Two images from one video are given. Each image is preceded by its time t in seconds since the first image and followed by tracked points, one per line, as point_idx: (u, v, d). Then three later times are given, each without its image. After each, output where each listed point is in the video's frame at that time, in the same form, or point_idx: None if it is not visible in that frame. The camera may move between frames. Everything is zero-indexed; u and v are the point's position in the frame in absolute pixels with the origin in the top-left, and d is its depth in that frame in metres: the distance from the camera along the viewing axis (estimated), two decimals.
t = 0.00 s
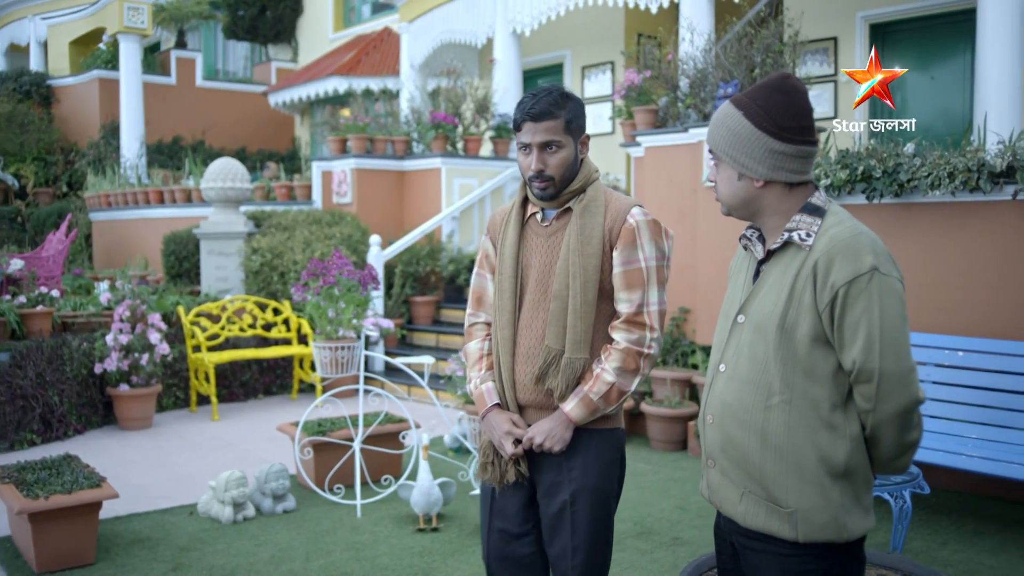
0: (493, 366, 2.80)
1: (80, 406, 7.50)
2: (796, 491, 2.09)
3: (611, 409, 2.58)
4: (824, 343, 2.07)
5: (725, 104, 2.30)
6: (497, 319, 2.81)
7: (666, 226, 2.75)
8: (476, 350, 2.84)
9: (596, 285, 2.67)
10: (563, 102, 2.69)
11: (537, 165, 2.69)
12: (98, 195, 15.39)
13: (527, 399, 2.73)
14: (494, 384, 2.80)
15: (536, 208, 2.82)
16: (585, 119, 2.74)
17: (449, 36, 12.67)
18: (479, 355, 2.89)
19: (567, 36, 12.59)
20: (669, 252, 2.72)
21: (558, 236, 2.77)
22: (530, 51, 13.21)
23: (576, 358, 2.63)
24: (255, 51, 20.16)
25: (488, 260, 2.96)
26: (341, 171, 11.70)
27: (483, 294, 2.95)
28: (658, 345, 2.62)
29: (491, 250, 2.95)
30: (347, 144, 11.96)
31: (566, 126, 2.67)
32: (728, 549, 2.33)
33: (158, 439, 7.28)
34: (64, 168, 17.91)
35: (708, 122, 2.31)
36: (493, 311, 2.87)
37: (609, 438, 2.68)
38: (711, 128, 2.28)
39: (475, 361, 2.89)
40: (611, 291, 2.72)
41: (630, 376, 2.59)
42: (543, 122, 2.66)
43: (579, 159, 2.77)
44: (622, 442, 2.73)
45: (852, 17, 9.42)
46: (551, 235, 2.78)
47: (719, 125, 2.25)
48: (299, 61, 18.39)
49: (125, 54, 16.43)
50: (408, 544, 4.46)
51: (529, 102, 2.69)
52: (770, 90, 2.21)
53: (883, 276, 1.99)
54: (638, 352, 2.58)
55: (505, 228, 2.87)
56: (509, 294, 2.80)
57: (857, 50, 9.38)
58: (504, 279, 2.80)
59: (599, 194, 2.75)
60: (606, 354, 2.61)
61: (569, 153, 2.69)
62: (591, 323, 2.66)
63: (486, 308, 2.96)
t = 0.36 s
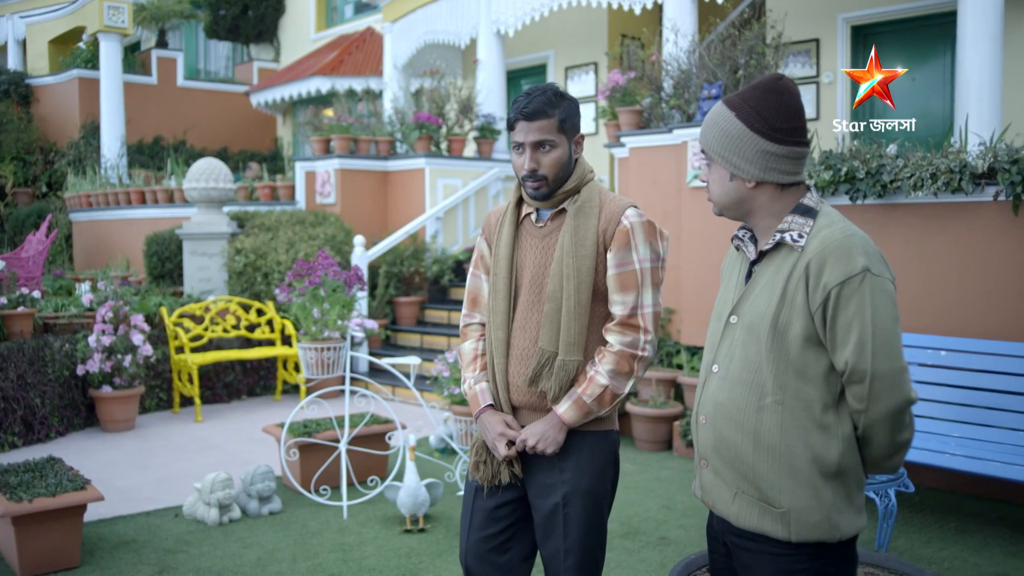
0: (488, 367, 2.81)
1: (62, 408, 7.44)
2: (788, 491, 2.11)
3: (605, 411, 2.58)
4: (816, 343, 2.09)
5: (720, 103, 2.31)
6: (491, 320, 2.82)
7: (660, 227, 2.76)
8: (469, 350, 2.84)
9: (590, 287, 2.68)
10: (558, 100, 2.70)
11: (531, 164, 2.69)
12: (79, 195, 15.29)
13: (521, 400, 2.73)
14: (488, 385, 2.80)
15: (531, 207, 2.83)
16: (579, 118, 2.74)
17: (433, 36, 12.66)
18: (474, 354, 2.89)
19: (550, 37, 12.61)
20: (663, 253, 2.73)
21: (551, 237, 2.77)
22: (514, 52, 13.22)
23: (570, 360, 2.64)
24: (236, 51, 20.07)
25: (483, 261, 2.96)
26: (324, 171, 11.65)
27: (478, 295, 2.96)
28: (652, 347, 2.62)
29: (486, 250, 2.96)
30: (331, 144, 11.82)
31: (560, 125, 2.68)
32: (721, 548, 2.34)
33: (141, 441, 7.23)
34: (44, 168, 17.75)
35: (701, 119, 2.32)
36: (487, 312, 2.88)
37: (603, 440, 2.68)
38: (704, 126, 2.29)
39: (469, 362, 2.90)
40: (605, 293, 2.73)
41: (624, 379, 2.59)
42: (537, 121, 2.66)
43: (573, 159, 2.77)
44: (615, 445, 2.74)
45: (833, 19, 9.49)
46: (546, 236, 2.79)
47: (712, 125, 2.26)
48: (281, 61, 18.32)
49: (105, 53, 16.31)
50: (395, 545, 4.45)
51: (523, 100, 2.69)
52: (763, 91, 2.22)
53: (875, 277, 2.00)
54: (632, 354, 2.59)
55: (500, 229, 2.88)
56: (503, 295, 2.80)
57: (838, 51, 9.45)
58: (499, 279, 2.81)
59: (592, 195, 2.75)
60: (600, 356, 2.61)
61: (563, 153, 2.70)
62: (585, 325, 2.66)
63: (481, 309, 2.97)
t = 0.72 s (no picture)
0: (482, 367, 2.80)
1: (50, 409, 7.39)
2: (787, 490, 2.11)
3: (601, 411, 2.59)
4: (814, 343, 2.09)
5: (717, 103, 2.31)
6: (486, 320, 2.82)
7: (653, 227, 2.77)
8: (464, 350, 2.84)
9: (585, 287, 2.68)
10: (552, 99, 2.70)
11: (525, 162, 2.69)
12: (65, 195, 15.20)
13: (516, 400, 2.74)
14: (482, 385, 2.80)
15: (525, 207, 2.83)
16: (573, 116, 2.75)
17: (421, 36, 12.64)
18: (467, 354, 2.88)
19: (538, 37, 12.61)
20: (657, 253, 2.73)
21: (546, 237, 2.78)
22: (502, 52, 13.22)
23: (565, 360, 2.64)
24: (223, 50, 19.99)
25: (476, 260, 2.96)
26: (312, 171, 11.62)
27: (471, 294, 2.96)
28: (647, 347, 2.63)
29: (479, 250, 2.95)
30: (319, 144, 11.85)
31: (554, 123, 2.68)
32: (719, 548, 2.35)
33: (129, 442, 7.19)
34: (28, 167, 17.63)
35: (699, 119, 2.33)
36: (481, 312, 2.87)
37: (598, 440, 2.69)
38: (703, 125, 2.30)
39: (464, 361, 2.89)
40: (600, 293, 2.73)
41: (620, 379, 2.60)
42: (531, 120, 2.66)
43: (567, 157, 2.77)
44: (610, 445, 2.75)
45: (821, 20, 9.53)
46: (541, 235, 2.79)
47: (710, 124, 2.27)
48: (267, 61, 18.26)
49: (90, 52, 16.21)
50: (387, 545, 4.45)
51: (517, 98, 2.70)
52: (760, 91, 2.23)
53: (872, 277, 2.01)
54: (628, 354, 2.59)
55: (493, 228, 2.88)
56: (497, 295, 2.81)
57: (825, 52, 9.49)
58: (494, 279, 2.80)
59: (587, 194, 2.76)
60: (595, 356, 2.62)
61: (557, 151, 2.70)
62: (580, 325, 2.66)
63: (474, 309, 2.96)
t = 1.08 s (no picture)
0: (476, 366, 2.80)
1: (40, 410, 7.36)
2: (787, 489, 2.12)
3: (596, 410, 2.59)
4: (814, 342, 2.10)
5: (716, 103, 2.32)
6: (479, 319, 2.81)
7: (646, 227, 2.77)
8: (456, 349, 2.83)
9: (580, 286, 2.69)
10: (546, 98, 2.70)
11: (519, 161, 2.69)
12: (54, 195, 15.13)
13: (510, 400, 2.73)
14: (475, 384, 2.79)
15: (518, 206, 2.83)
16: (566, 116, 2.75)
17: (412, 35, 12.61)
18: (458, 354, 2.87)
19: (530, 37, 12.61)
20: (650, 252, 2.74)
21: (540, 235, 2.78)
22: (494, 51, 13.21)
23: (561, 359, 2.64)
24: (213, 49, 19.92)
25: (467, 259, 2.95)
26: (303, 170, 11.60)
27: (462, 294, 2.95)
28: (641, 345, 2.64)
29: (470, 249, 2.94)
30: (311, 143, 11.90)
31: (548, 122, 2.68)
32: (718, 547, 2.36)
33: (121, 442, 7.16)
34: (17, 167, 17.54)
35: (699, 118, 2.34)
36: (474, 311, 2.86)
37: (591, 438, 2.70)
38: (702, 125, 2.31)
39: (454, 361, 2.88)
40: (595, 292, 2.74)
41: (615, 377, 2.61)
42: (526, 119, 2.66)
43: (560, 157, 2.78)
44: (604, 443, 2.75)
45: (812, 21, 9.55)
46: (535, 234, 2.79)
47: (710, 123, 2.28)
48: (257, 60, 18.20)
49: (79, 51, 16.13)
50: (382, 545, 4.44)
51: (511, 97, 2.70)
52: (760, 91, 2.24)
53: (872, 277, 2.02)
54: (622, 353, 2.60)
55: (486, 227, 2.87)
56: (491, 293, 2.80)
57: (816, 53, 9.52)
58: (487, 278, 2.80)
59: (581, 194, 2.76)
60: (590, 354, 2.62)
61: (551, 150, 2.70)
62: (575, 324, 2.67)
63: (465, 308, 2.95)
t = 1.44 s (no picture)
0: (466, 365, 2.78)
1: (31, 410, 7.33)
2: (788, 486, 2.13)
3: (588, 406, 2.60)
4: (816, 341, 2.11)
5: (716, 103, 2.33)
6: (470, 317, 2.80)
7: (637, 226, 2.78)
8: (445, 348, 2.81)
9: (573, 284, 2.69)
10: (538, 97, 2.71)
11: (511, 159, 2.69)
12: (43, 194, 15.07)
13: (503, 398, 2.73)
14: (464, 383, 2.78)
15: (509, 204, 2.83)
16: (558, 115, 2.76)
17: (403, 35, 12.60)
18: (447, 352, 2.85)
19: (521, 36, 12.62)
20: (641, 250, 2.76)
21: (533, 233, 2.78)
22: (486, 51, 13.20)
23: (554, 356, 2.65)
24: (202, 48, 19.86)
25: (456, 257, 2.93)
26: (295, 170, 11.58)
27: (450, 292, 2.92)
28: (632, 342, 2.65)
29: (459, 247, 2.93)
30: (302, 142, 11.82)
31: (540, 120, 2.68)
32: (716, 545, 2.37)
33: (112, 443, 7.13)
34: (6, 166, 17.45)
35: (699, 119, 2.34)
36: (464, 309, 2.85)
37: (583, 436, 2.70)
38: (703, 125, 2.31)
39: (443, 360, 2.86)
40: (587, 290, 2.74)
41: (607, 374, 2.62)
42: (519, 117, 2.66)
43: (552, 155, 2.78)
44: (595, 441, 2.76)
45: (803, 21, 9.58)
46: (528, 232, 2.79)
47: (711, 123, 2.29)
48: (247, 59, 18.15)
49: (69, 50, 16.05)
50: (377, 545, 4.44)
51: (504, 96, 2.70)
52: (760, 91, 2.24)
53: (873, 275, 2.04)
54: (614, 349, 2.61)
55: (477, 225, 2.86)
56: (482, 291, 2.79)
57: (807, 53, 9.55)
58: (479, 277, 2.79)
59: (572, 192, 2.76)
60: (582, 352, 2.63)
61: (543, 148, 2.71)
62: (568, 321, 2.67)
63: (453, 307, 2.93)
